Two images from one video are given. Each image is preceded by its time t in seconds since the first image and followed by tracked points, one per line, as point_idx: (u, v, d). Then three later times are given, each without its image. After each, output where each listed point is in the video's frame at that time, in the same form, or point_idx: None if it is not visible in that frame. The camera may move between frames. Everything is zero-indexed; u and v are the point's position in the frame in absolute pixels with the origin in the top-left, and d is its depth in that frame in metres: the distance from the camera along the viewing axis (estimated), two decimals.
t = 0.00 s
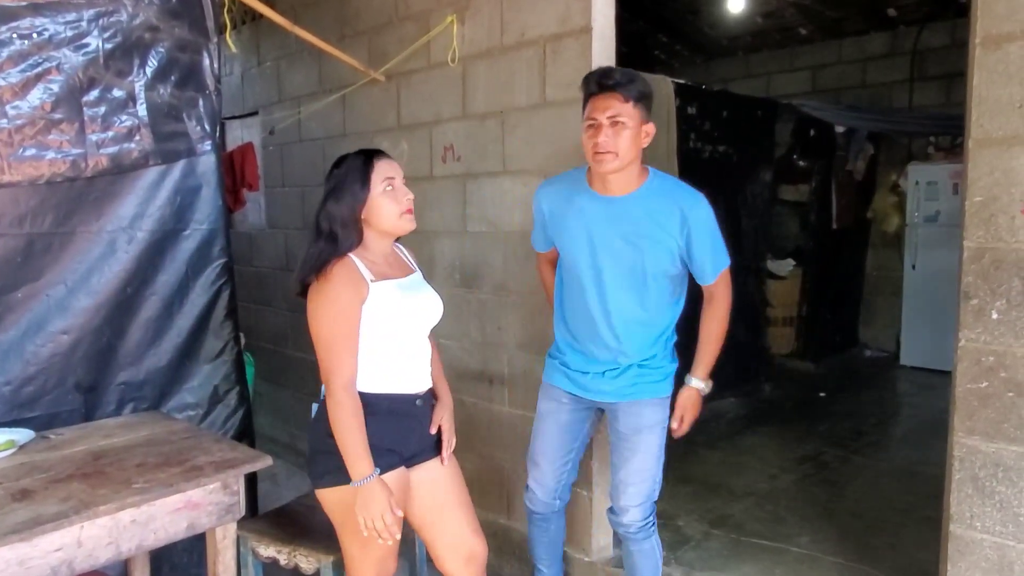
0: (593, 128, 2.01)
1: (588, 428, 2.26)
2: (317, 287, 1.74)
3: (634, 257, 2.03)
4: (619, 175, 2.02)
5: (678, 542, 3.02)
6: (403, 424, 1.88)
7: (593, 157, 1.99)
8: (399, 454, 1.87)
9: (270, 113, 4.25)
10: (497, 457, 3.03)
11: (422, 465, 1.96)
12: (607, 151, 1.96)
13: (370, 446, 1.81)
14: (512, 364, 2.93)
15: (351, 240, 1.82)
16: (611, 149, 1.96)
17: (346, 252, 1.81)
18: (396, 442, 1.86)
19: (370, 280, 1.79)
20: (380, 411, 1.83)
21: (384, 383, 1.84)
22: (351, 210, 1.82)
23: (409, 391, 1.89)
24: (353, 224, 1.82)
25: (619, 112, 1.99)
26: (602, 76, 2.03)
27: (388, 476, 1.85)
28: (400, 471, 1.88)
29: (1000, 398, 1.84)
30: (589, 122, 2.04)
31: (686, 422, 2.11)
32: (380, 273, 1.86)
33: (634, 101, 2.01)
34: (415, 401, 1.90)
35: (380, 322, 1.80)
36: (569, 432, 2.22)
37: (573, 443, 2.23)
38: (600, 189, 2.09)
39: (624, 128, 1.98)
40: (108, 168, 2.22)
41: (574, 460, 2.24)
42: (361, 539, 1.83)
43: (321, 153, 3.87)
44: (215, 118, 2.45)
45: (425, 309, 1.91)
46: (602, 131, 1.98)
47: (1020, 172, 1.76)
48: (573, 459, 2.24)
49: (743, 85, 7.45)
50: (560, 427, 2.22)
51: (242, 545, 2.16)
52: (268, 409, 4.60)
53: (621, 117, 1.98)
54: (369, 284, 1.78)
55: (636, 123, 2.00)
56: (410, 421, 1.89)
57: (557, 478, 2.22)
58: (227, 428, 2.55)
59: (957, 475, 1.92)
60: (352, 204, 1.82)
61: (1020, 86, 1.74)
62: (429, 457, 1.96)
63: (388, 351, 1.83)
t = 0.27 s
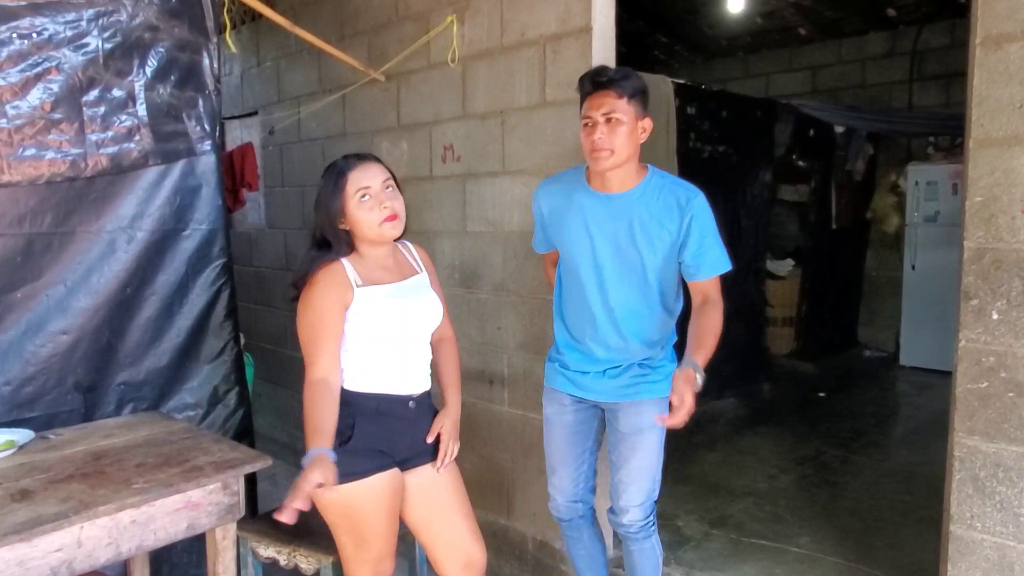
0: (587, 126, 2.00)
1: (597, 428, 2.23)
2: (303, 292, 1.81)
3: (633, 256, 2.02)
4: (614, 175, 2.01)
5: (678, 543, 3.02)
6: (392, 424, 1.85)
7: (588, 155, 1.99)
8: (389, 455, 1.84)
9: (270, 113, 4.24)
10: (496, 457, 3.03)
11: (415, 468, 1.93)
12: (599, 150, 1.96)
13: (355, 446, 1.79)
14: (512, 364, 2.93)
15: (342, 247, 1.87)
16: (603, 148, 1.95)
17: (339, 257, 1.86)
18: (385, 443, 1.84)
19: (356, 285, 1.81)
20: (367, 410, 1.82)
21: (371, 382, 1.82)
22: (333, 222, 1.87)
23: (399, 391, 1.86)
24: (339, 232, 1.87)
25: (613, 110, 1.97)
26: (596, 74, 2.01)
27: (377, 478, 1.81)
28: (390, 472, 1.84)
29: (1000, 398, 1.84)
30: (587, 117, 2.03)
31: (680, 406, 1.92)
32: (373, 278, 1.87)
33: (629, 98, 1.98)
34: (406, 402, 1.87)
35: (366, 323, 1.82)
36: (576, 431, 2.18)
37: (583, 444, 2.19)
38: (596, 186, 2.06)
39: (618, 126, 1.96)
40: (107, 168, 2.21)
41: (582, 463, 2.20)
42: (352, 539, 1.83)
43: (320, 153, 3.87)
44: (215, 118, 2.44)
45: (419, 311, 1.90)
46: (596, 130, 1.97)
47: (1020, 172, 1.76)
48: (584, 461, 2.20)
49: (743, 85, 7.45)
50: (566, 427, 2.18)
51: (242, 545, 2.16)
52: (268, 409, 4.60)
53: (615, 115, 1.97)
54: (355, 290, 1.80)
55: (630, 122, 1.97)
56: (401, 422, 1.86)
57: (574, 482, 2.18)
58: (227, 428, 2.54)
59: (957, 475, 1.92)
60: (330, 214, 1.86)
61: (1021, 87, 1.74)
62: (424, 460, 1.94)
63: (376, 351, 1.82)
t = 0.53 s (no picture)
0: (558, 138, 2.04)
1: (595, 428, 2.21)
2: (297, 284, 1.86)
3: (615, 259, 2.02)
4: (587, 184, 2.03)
5: (678, 543, 3.02)
6: (388, 426, 1.84)
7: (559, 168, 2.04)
8: (384, 457, 1.85)
9: (270, 113, 4.24)
10: (497, 457, 3.03)
11: (416, 471, 1.93)
12: (564, 164, 2.01)
13: (347, 446, 1.80)
14: (512, 364, 2.93)
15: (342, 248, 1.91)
16: (567, 162, 2.00)
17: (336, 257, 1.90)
18: (380, 444, 1.84)
19: (349, 286, 1.83)
20: (360, 411, 1.82)
21: (361, 382, 1.83)
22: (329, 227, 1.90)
23: (394, 393, 1.85)
24: (331, 238, 1.92)
25: (577, 124, 1.99)
26: (564, 88, 2.04)
27: (375, 478, 1.82)
28: (387, 474, 1.85)
29: (1001, 398, 1.84)
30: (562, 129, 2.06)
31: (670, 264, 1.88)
32: (369, 279, 1.87)
33: (594, 109, 1.99)
34: (402, 404, 1.86)
35: (358, 324, 1.82)
36: (575, 432, 2.18)
37: (581, 444, 2.19)
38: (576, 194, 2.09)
39: (584, 139, 1.97)
40: (107, 168, 2.21)
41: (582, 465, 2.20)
42: (348, 540, 1.83)
43: (320, 153, 3.87)
44: (216, 118, 2.44)
45: (416, 314, 1.88)
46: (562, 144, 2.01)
47: (1021, 172, 1.76)
48: (585, 461, 2.21)
49: (742, 85, 7.46)
50: (564, 429, 2.18)
51: (242, 545, 2.16)
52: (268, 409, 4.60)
53: (579, 129, 1.98)
54: (346, 290, 1.82)
55: (596, 135, 1.98)
56: (396, 424, 1.85)
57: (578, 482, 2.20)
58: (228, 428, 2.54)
59: (958, 475, 1.92)
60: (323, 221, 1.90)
61: (1022, 87, 1.74)
62: (424, 461, 1.93)
63: (370, 352, 1.82)
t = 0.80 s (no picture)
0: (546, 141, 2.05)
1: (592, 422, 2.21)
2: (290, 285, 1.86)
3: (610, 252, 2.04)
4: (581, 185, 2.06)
5: (678, 542, 3.03)
6: (384, 428, 1.83)
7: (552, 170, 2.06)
8: (380, 458, 1.84)
9: (270, 113, 4.24)
10: (497, 457, 3.04)
11: (412, 470, 1.92)
12: (555, 166, 2.02)
13: (342, 448, 1.79)
14: (512, 364, 2.94)
15: (334, 251, 1.92)
16: (558, 164, 2.01)
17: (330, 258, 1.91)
18: (376, 445, 1.83)
19: (341, 289, 1.82)
20: (355, 413, 1.81)
21: (355, 383, 1.82)
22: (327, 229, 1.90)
23: (389, 394, 1.84)
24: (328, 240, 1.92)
25: (569, 128, 1.99)
26: (553, 92, 2.04)
27: (370, 479, 1.82)
28: (383, 474, 1.84)
29: (1000, 398, 1.84)
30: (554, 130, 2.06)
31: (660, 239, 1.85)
32: (362, 281, 1.86)
33: (584, 112, 2.00)
34: (398, 405, 1.85)
35: (349, 327, 1.82)
36: (573, 428, 2.18)
37: (577, 439, 2.18)
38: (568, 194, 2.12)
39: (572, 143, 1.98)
40: (108, 168, 2.21)
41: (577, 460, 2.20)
42: (347, 541, 1.84)
43: (320, 153, 3.87)
44: (216, 118, 2.45)
45: (410, 314, 1.87)
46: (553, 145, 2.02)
47: (1020, 172, 1.76)
48: (584, 456, 2.20)
49: (742, 85, 7.46)
50: (562, 423, 2.18)
51: (242, 546, 2.16)
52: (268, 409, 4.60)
53: (569, 132, 1.99)
54: (338, 292, 1.81)
55: (586, 138, 1.99)
56: (393, 426, 1.84)
57: (578, 475, 2.21)
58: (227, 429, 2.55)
59: (957, 476, 1.93)
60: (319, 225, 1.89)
61: (1021, 87, 1.75)
62: (422, 463, 1.92)
63: (363, 354, 1.82)
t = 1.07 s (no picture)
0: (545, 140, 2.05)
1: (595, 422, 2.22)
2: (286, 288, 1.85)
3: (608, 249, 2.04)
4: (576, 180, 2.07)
5: (677, 543, 3.03)
6: (383, 428, 1.83)
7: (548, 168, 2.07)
8: (380, 458, 1.84)
9: (269, 113, 4.24)
10: (496, 457, 3.04)
11: (411, 470, 1.92)
12: (552, 164, 2.03)
13: (343, 449, 1.79)
14: (511, 364, 2.93)
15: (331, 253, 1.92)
16: (555, 162, 2.02)
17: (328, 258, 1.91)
18: (375, 446, 1.83)
19: (338, 290, 1.82)
20: (354, 414, 1.81)
21: (353, 384, 1.82)
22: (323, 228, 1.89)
23: (388, 394, 1.85)
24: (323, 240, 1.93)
25: (566, 127, 2.01)
26: (553, 91, 2.05)
27: (371, 480, 1.81)
28: (382, 475, 1.84)
29: (999, 398, 1.84)
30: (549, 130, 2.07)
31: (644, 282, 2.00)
32: (359, 282, 1.87)
33: (581, 114, 2.02)
34: (397, 405, 1.85)
35: (346, 327, 1.81)
36: (577, 428, 2.18)
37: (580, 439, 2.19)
38: (563, 190, 2.12)
39: (569, 142, 2.00)
40: (107, 168, 2.21)
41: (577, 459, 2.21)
42: (346, 542, 1.83)
43: (320, 153, 3.87)
44: (215, 118, 2.45)
45: (408, 314, 1.88)
46: (550, 143, 2.03)
47: (1019, 173, 1.76)
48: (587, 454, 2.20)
49: (741, 86, 7.46)
50: (566, 422, 2.18)
51: (241, 546, 2.15)
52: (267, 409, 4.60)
53: (568, 132, 2.00)
54: (335, 293, 1.81)
55: (584, 138, 2.00)
56: (392, 426, 1.84)
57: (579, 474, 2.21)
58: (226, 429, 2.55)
59: (956, 476, 1.93)
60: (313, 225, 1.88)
61: (1019, 88, 1.75)
62: (420, 462, 1.93)
63: (361, 355, 1.82)
